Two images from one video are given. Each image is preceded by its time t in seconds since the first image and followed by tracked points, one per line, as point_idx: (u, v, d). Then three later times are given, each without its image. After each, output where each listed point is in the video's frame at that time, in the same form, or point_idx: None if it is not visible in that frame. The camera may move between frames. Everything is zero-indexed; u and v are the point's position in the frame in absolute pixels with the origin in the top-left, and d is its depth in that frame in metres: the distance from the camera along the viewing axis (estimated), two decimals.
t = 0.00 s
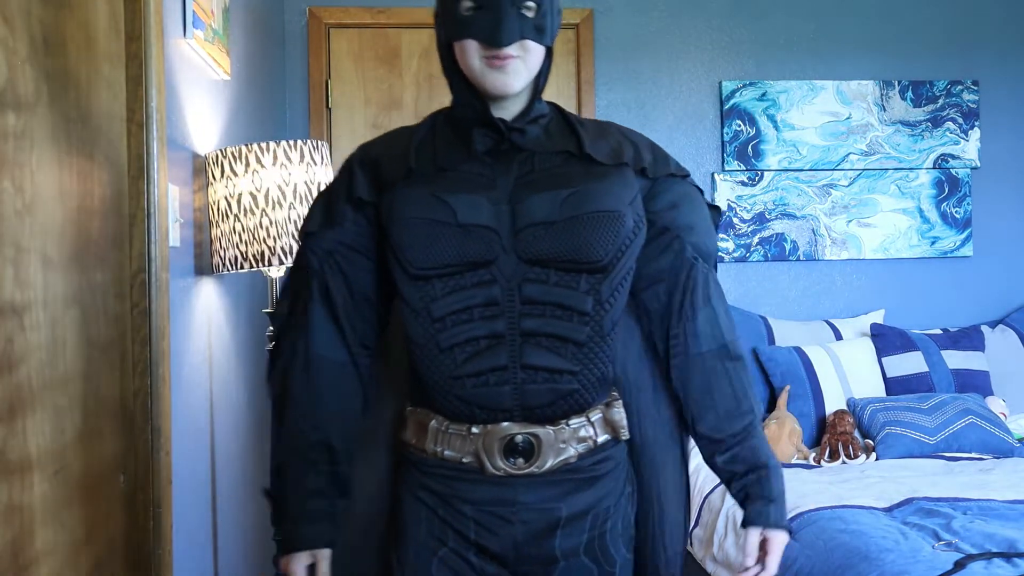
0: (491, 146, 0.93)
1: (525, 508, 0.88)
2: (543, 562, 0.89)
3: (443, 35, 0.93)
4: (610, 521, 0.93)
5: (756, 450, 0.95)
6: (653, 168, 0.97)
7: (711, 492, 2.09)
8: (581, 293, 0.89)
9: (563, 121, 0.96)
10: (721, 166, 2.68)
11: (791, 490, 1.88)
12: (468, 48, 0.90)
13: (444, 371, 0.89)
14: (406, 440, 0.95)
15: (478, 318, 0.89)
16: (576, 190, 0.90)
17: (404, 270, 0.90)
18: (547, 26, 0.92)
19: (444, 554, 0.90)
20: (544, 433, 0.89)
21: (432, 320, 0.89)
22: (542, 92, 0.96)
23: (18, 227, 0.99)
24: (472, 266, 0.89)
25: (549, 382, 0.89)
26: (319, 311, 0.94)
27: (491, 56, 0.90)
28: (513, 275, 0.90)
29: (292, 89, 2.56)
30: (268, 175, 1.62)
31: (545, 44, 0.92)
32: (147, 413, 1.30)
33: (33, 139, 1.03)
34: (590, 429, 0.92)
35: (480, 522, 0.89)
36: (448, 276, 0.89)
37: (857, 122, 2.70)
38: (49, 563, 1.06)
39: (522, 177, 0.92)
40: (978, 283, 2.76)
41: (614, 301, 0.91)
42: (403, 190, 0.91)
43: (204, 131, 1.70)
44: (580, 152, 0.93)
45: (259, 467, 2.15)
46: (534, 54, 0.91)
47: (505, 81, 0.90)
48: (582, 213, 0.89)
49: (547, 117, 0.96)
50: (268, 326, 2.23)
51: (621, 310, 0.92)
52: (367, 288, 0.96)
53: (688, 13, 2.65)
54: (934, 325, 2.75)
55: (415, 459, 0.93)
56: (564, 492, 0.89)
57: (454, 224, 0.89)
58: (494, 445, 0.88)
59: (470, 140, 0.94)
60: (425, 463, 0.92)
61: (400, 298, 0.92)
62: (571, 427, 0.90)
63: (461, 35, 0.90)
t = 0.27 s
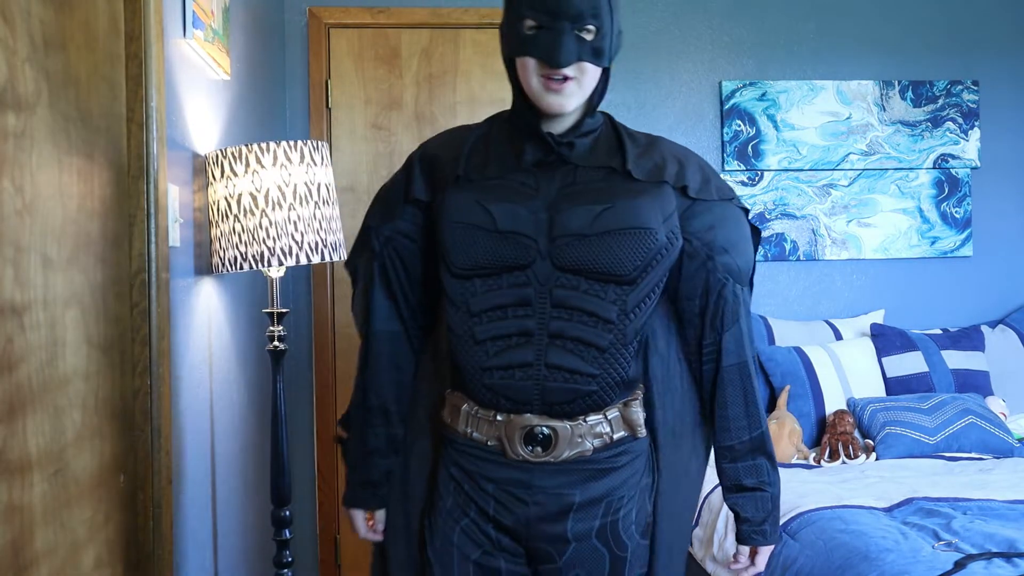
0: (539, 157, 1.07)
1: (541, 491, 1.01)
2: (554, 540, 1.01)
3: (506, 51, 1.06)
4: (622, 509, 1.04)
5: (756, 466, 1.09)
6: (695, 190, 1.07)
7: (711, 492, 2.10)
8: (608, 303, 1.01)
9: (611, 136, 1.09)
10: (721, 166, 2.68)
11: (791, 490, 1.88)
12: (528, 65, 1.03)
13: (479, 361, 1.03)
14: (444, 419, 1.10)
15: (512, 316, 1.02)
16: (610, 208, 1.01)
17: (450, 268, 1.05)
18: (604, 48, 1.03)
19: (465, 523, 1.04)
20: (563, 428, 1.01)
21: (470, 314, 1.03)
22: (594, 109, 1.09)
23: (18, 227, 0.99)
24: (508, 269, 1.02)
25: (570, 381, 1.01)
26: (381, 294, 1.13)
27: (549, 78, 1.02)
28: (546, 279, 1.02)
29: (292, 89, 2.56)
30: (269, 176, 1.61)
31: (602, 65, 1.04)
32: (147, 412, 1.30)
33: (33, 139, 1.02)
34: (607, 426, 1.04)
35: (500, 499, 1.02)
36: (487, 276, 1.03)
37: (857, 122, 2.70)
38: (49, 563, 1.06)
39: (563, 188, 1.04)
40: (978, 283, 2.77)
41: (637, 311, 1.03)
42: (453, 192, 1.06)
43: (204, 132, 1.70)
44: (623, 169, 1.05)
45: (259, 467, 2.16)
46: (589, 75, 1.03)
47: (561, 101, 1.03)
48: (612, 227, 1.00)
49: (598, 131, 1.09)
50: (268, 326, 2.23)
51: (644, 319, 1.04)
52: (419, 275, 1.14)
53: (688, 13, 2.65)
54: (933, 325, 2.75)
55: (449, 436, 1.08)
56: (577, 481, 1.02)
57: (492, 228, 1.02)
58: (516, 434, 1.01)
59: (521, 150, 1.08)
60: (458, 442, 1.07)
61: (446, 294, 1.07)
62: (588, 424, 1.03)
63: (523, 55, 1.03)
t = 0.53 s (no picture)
0: (556, 155, 1.18)
1: (537, 474, 1.11)
2: (549, 519, 1.11)
3: (529, 52, 1.16)
4: (617, 498, 1.13)
5: (745, 471, 1.16)
6: (704, 194, 1.18)
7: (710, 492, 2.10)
8: (609, 298, 1.12)
9: (627, 137, 1.21)
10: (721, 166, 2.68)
11: (791, 490, 1.88)
12: (548, 68, 1.13)
13: (487, 346, 1.14)
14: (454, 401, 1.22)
15: (519, 306, 1.13)
16: (616, 207, 1.12)
17: (465, 259, 1.17)
18: (621, 50, 1.13)
19: (467, 503, 1.15)
20: (562, 416, 1.11)
21: (482, 303, 1.15)
22: (612, 109, 1.19)
23: (18, 227, 0.99)
24: (518, 261, 1.13)
25: (568, 371, 1.11)
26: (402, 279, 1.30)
27: (567, 77, 1.13)
28: (553, 273, 1.12)
29: (292, 89, 2.56)
30: (268, 176, 1.61)
31: (619, 66, 1.14)
32: (147, 412, 1.31)
33: (33, 139, 1.02)
34: (604, 417, 1.13)
35: (499, 480, 1.12)
36: (499, 268, 1.14)
37: (857, 122, 2.70)
38: (49, 562, 1.06)
39: (575, 186, 1.15)
40: (978, 283, 2.76)
41: (636, 307, 1.13)
42: (472, 185, 1.18)
43: (204, 132, 1.70)
44: (633, 170, 1.16)
45: (259, 467, 2.16)
46: (606, 75, 1.13)
47: (579, 98, 1.13)
48: (615, 228, 1.11)
49: (612, 133, 1.20)
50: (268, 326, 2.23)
51: (643, 316, 1.14)
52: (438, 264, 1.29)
53: (688, 13, 2.65)
54: (934, 325, 2.75)
55: (457, 417, 1.20)
56: (573, 467, 1.11)
57: (505, 222, 1.14)
58: (516, 418, 1.12)
59: (540, 147, 1.19)
60: (466, 424, 1.18)
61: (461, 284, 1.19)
62: (586, 413, 1.12)
63: (544, 56, 1.13)
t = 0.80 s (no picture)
0: (541, 158, 1.22)
1: (524, 465, 1.15)
2: (537, 509, 1.14)
3: (516, 58, 1.21)
4: (601, 490, 1.16)
5: (730, 457, 1.17)
6: (681, 195, 1.22)
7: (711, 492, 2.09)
8: (591, 293, 1.16)
9: (608, 141, 1.25)
10: (721, 166, 2.68)
11: (791, 490, 1.88)
12: (535, 71, 1.18)
13: (474, 342, 1.18)
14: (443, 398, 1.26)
15: (505, 303, 1.17)
16: (597, 206, 1.16)
17: (454, 258, 1.21)
18: (604, 57, 1.18)
19: (461, 499, 1.19)
20: (546, 408, 1.15)
21: (469, 301, 1.19)
22: (593, 114, 1.24)
23: (18, 227, 0.99)
24: (504, 260, 1.17)
25: (552, 365, 1.15)
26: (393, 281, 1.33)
27: (553, 81, 1.17)
28: (538, 271, 1.17)
29: (292, 89, 2.56)
30: (269, 176, 1.61)
31: (601, 72, 1.19)
32: (147, 412, 1.31)
33: (33, 139, 1.02)
34: (587, 410, 1.17)
35: (488, 472, 1.16)
36: (485, 267, 1.19)
37: (857, 122, 2.70)
38: (49, 562, 1.06)
39: (558, 187, 1.20)
40: (978, 283, 2.76)
41: (618, 303, 1.17)
42: (461, 188, 1.23)
43: (204, 132, 1.70)
44: (613, 171, 1.20)
45: (259, 467, 2.16)
46: (590, 80, 1.18)
47: (563, 101, 1.18)
48: (596, 227, 1.15)
49: (594, 138, 1.24)
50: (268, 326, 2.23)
51: (625, 310, 1.18)
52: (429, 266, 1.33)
53: (688, 13, 2.65)
54: (933, 325, 2.75)
55: (446, 412, 1.24)
56: (558, 458, 1.15)
57: (491, 222, 1.18)
58: (503, 410, 1.16)
59: (526, 150, 1.23)
60: (455, 419, 1.22)
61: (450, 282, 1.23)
62: (570, 405, 1.16)
63: (531, 61, 1.18)
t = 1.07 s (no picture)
0: (499, 166, 1.25)
1: (498, 460, 1.19)
2: (515, 502, 1.19)
3: (474, 68, 1.24)
4: (573, 479, 1.22)
5: (696, 440, 1.24)
6: (633, 195, 1.26)
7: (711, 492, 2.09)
8: (556, 293, 1.20)
9: (560, 148, 1.28)
10: (721, 166, 2.68)
11: (791, 490, 1.88)
12: (492, 78, 1.21)
13: (445, 346, 1.22)
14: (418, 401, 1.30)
15: (473, 307, 1.21)
16: (557, 210, 1.20)
17: (421, 268, 1.24)
18: (557, 66, 1.22)
19: (444, 492, 1.23)
20: (518, 405, 1.20)
21: (438, 307, 1.23)
22: (546, 122, 1.27)
23: (18, 227, 0.99)
24: (470, 266, 1.21)
25: (523, 363, 1.19)
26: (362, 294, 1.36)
27: (510, 87, 1.20)
28: (503, 275, 1.21)
29: (292, 89, 2.56)
30: (269, 175, 1.61)
31: (554, 80, 1.23)
32: (147, 412, 1.31)
33: (33, 139, 1.02)
34: (558, 403, 1.22)
35: (465, 468, 1.21)
36: (453, 274, 1.22)
37: (857, 122, 2.70)
38: (49, 562, 1.05)
39: (519, 195, 1.24)
40: (978, 283, 2.76)
41: (581, 301, 1.21)
42: (424, 200, 1.26)
43: (204, 132, 1.70)
44: (568, 176, 1.24)
45: (259, 467, 2.16)
46: (544, 87, 1.22)
47: (519, 107, 1.21)
48: (557, 229, 1.19)
49: (548, 146, 1.27)
50: (268, 326, 2.23)
51: (588, 308, 1.23)
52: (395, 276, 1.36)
53: (688, 13, 2.65)
54: (933, 325, 2.75)
55: (422, 415, 1.28)
56: (531, 451, 1.20)
57: (457, 231, 1.22)
58: (477, 410, 1.20)
59: (485, 158, 1.25)
60: (431, 422, 1.25)
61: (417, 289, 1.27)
62: (541, 401, 1.21)
63: (488, 70, 1.21)
